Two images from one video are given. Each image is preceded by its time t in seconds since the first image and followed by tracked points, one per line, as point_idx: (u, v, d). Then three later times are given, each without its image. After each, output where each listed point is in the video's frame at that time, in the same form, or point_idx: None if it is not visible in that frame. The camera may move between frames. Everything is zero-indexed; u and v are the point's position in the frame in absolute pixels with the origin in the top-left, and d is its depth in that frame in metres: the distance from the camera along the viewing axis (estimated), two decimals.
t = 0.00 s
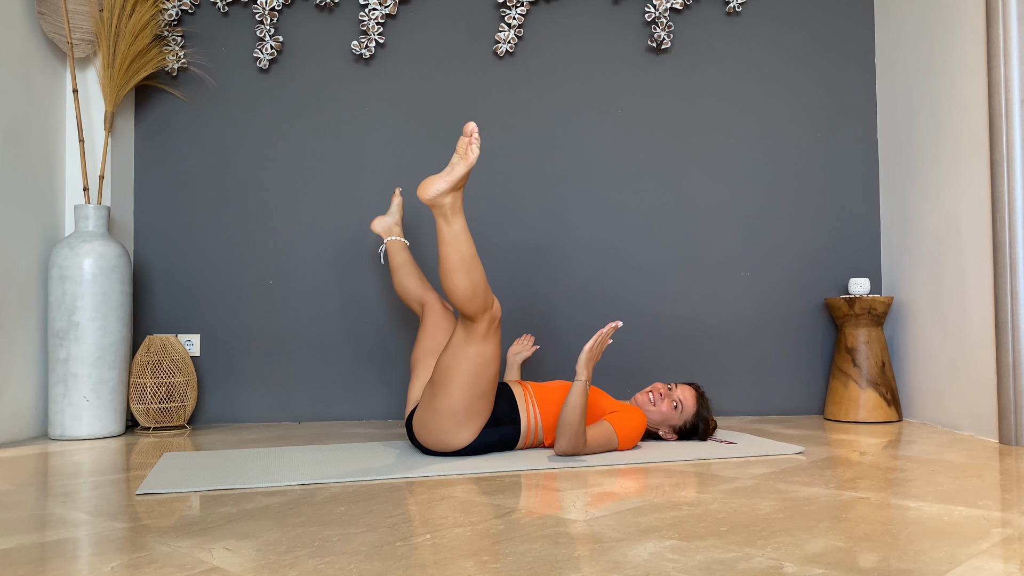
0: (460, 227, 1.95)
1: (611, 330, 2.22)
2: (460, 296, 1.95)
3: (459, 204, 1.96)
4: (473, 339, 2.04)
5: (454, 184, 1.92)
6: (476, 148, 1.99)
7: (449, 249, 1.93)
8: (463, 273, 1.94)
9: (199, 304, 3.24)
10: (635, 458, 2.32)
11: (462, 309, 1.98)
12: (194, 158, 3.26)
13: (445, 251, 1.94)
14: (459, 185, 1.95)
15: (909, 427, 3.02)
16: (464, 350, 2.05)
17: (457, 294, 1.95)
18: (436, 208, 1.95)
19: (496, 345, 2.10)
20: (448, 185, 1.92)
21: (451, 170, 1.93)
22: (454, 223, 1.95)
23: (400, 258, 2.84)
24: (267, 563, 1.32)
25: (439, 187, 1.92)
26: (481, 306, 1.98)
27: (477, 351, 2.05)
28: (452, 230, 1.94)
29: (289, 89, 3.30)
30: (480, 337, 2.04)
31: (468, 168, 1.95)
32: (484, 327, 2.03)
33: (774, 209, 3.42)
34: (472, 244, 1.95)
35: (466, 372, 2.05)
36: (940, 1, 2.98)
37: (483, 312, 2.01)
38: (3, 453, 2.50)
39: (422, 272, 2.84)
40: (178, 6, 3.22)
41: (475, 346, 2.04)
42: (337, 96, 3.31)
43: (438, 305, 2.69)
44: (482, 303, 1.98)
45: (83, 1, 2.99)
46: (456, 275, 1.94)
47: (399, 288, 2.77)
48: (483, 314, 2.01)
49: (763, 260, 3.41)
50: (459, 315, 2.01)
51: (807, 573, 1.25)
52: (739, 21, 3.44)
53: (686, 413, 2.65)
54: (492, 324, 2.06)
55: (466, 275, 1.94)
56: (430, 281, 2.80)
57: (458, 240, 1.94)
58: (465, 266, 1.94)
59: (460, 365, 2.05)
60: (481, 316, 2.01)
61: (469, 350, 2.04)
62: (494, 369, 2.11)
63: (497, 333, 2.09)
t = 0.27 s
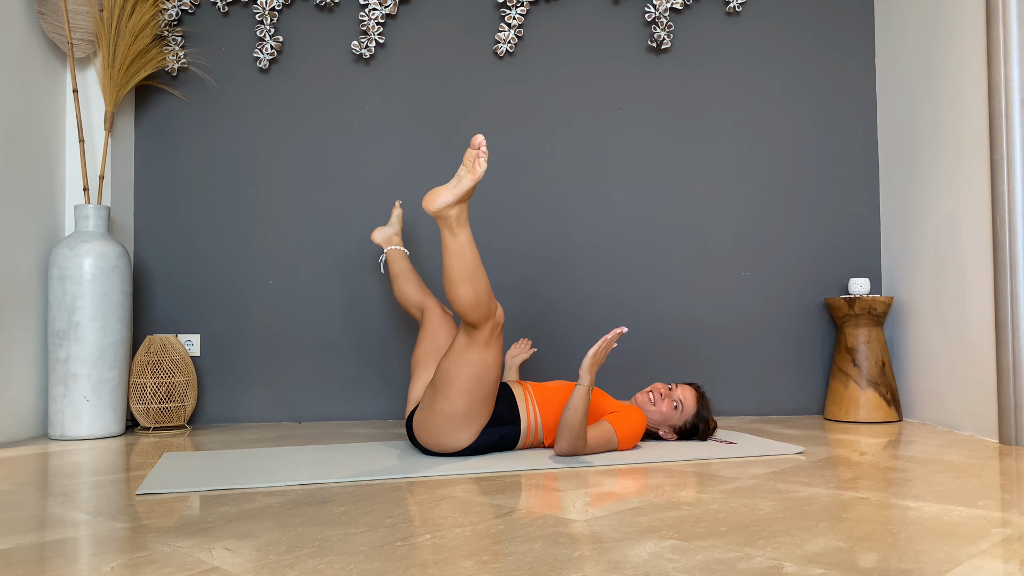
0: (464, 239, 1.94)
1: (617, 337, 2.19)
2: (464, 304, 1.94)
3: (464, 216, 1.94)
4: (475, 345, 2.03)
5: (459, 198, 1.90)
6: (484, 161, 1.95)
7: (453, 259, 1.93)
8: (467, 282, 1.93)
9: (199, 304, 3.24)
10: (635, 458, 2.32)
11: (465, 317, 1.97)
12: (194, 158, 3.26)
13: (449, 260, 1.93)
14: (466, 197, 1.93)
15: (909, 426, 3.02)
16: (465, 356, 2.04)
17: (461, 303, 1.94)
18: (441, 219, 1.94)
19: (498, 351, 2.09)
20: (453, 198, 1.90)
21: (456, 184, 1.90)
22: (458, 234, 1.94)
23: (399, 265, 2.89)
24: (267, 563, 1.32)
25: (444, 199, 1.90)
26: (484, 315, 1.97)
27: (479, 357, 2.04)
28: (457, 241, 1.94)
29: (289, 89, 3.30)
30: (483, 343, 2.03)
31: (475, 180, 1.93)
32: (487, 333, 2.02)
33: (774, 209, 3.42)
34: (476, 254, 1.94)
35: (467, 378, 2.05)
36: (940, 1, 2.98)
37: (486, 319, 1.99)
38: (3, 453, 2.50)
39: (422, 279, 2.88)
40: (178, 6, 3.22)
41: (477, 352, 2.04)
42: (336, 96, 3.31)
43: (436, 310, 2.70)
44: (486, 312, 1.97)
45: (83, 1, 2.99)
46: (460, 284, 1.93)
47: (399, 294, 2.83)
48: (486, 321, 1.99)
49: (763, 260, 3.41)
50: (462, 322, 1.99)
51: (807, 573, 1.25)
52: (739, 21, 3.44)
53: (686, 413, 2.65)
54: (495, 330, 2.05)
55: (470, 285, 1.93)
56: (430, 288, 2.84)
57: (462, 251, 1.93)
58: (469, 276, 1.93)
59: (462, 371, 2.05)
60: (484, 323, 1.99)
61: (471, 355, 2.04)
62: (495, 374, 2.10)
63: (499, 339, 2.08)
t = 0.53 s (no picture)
0: (467, 253, 1.87)
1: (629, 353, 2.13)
2: (465, 318, 1.89)
3: (469, 230, 1.86)
4: (476, 354, 2.00)
5: (462, 214, 1.82)
6: (491, 178, 1.84)
7: (455, 272, 1.86)
8: (469, 296, 1.88)
9: (199, 304, 3.24)
10: (635, 458, 2.32)
11: (467, 329, 1.93)
12: (194, 158, 3.26)
13: (451, 274, 1.86)
14: (470, 212, 1.84)
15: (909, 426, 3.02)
16: (466, 364, 2.02)
17: (463, 316, 1.89)
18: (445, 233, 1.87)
19: (499, 360, 2.07)
20: (456, 214, 1.82)
21: (459, 201, 1.82)
22: (462, 249, 1.86)
23: (396, 275, 2.94)
24: (267, 563, 1.32)
25: (447, 214, 1.83)
26: (486, 327, 1.93)
27: (479, 366, 2.02)
28: (460, 256, 1.86)
29: (289, 89, 3.30)
30: (483, 353, 2.00)
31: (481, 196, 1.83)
32: (488, 344, 1.99)
33: (774, 209, 3.42)
34: (479, 268, 1.87)
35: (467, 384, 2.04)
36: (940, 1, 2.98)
37: (487, 332, 1.96)
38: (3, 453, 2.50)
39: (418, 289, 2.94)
40: (178, 5, 3.22)
41: (478, 361, 2.01)
42: (336, 96, 3.31)
43: (435, 314, 2.72)
44: (488, 324, 1.92)
45: (83, 1, 2.99)
46: (462, 298, 1.87)
47: (395, 302, 2.88)
48: (487, 333, 1.96)
49: (763, 260, 3.41)
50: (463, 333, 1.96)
51: (807, 573, 1.25)
52: (739, 21, 3.44)
53: (687, 412, 2.65)
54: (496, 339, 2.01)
55: (472, 298, 1.88)
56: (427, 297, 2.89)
57: (465, 266, 1.86)
58: (471, 290, 1.87)
59: (462, 378, 2.03)
60: (485, 335, 1.96)
61: (472, 364, 2.02)
62: (495, 381, 2.09)
63: (501, 348, 2.05)
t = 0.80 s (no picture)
0: (483, 297, 1.82)
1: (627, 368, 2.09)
2: (474, 350, 1.86)
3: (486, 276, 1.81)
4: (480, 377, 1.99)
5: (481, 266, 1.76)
6: (515, 235, 1.75)
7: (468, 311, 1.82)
8: (479, 332, 1.84)
9: (199, 304, 3.24)
10: (635, 458, 2.32)
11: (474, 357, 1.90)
12: (194, 158, 3.26)
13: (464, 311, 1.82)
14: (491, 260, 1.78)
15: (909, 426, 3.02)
16: (469, 384, 2.00)
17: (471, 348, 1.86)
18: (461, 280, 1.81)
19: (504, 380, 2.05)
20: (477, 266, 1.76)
21: (481, 255, 1.74)
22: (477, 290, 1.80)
23: (395, 301, 2.99)
24: (267, 563, 1.32)
25: (465, 265, 1.76)
26: (493, 355, 1.91)
27: (483, 387, 2.01)
28: (474, 298, 1.82)
29: (289, 89, 3.30)
30: (489, 376, 1.98)
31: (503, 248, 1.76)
32: (493, 368, 1.97)
33: (774, 209, 3.42)
34: (493, 305, 1.84)
35: (469, 401, 2.04)
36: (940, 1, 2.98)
37: (494, 359, 1.94)
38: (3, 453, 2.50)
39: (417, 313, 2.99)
40: (178, 5, 3.22)
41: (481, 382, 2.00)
42: (336, 96, 3.31)
43: (433, 328, 2.74)
44: (495, 353, 1.90)
45: (83, 1, 2.99)
46: (473, 334, 1.84)
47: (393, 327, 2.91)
48: (494, 359, 1.94)
49: (763, 260, 3.41)
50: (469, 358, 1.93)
51: (807, 573, 1.25)
52: (739, 21, 3.44)
53: (686, 412, 2.65)
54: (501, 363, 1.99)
55: (483, 335, 1.84)
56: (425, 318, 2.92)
57: (479, 303, 1.82)
58: (484, 326, 1.83)
59: (465, 396, 2.02)
60: (492, 362, 1.94)
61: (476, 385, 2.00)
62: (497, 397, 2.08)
63: (506, 370, 2.03)
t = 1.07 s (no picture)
0: (479, 259, 1.85)
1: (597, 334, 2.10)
2: (471, 324, 1.88)
3: (481, 235, 1.85)
4: (480, 358, 2.00)
5: (477, 220, 1.80)
6: (508, 186, 1.80)
7: (466, 279, 1.85)
8: (478, 302, 1.86)
9: (199, 304, 3.24)
10: (635, 458, 2.32)
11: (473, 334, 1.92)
12: (194, 158, 3.26)
13: (463, 281, 1.85)
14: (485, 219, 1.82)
15: (909, 426, 3.02)
16: (469, 367, 2.01)
17: (470, 321, 1.88)
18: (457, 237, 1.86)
19: (503, 364, 2.06)
20: (470, 220, 1.80)
21: (474, 208, 1.80)
22: (474, 256, 1.85)
23: (398, 283, 2.99)
24: (267, 563, 1.32)
25: (461, 220, 1.81)
26: (492, 332, 1.92)
27: (483, 371, 2.01)
28: (471, 263, 1.85)
29: (289, 89, 3.30)
30: (487, 357, 1.99)
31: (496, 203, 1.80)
32: (492, 348, 1.98)
33: (775, 209, 3.42)
34: (490, 273, 1.86)
35: (469, 387, 2.03)
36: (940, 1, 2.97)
37: (492, 336, 1.95)
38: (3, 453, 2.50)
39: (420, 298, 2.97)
40: (178, 5, 3.22)
41: (481, 365, 2.01)
42: (336, 96, 3.31)
43: (435, 318, 2.74)
44: (494, 329, 1.92)
45: (83, 1, 2.99)
46: (471, 304, 1.86)
47: (397, 309, 2.90)
48: (492, 338, 1.95)
49: (763, 260, 3.41)
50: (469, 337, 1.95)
51: (807, 574, 1.25)
52: (739, 21, 3.44)
53: (687, 413, 2.65)
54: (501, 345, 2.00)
55: (481, 305, 1.86)
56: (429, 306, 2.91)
57: (475, 270, 1.85)
58: (480, 295, 1.86)
59: (465, 381, 2.02)
60: (490, 340, 1.95)
61: (476, 368, 2.01)
62: (497, 384, 2.08)
63: (505, 352, 2.04)
